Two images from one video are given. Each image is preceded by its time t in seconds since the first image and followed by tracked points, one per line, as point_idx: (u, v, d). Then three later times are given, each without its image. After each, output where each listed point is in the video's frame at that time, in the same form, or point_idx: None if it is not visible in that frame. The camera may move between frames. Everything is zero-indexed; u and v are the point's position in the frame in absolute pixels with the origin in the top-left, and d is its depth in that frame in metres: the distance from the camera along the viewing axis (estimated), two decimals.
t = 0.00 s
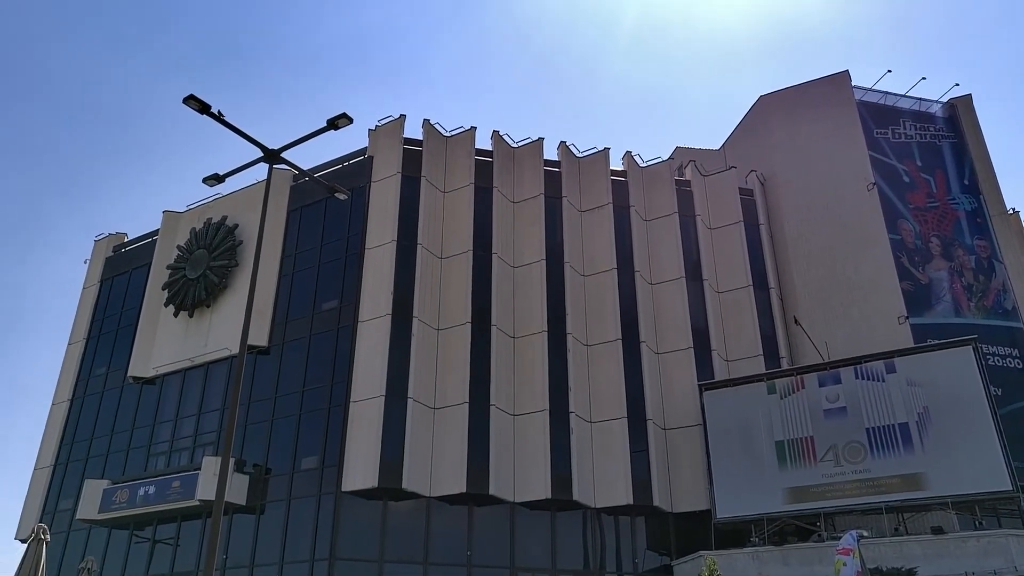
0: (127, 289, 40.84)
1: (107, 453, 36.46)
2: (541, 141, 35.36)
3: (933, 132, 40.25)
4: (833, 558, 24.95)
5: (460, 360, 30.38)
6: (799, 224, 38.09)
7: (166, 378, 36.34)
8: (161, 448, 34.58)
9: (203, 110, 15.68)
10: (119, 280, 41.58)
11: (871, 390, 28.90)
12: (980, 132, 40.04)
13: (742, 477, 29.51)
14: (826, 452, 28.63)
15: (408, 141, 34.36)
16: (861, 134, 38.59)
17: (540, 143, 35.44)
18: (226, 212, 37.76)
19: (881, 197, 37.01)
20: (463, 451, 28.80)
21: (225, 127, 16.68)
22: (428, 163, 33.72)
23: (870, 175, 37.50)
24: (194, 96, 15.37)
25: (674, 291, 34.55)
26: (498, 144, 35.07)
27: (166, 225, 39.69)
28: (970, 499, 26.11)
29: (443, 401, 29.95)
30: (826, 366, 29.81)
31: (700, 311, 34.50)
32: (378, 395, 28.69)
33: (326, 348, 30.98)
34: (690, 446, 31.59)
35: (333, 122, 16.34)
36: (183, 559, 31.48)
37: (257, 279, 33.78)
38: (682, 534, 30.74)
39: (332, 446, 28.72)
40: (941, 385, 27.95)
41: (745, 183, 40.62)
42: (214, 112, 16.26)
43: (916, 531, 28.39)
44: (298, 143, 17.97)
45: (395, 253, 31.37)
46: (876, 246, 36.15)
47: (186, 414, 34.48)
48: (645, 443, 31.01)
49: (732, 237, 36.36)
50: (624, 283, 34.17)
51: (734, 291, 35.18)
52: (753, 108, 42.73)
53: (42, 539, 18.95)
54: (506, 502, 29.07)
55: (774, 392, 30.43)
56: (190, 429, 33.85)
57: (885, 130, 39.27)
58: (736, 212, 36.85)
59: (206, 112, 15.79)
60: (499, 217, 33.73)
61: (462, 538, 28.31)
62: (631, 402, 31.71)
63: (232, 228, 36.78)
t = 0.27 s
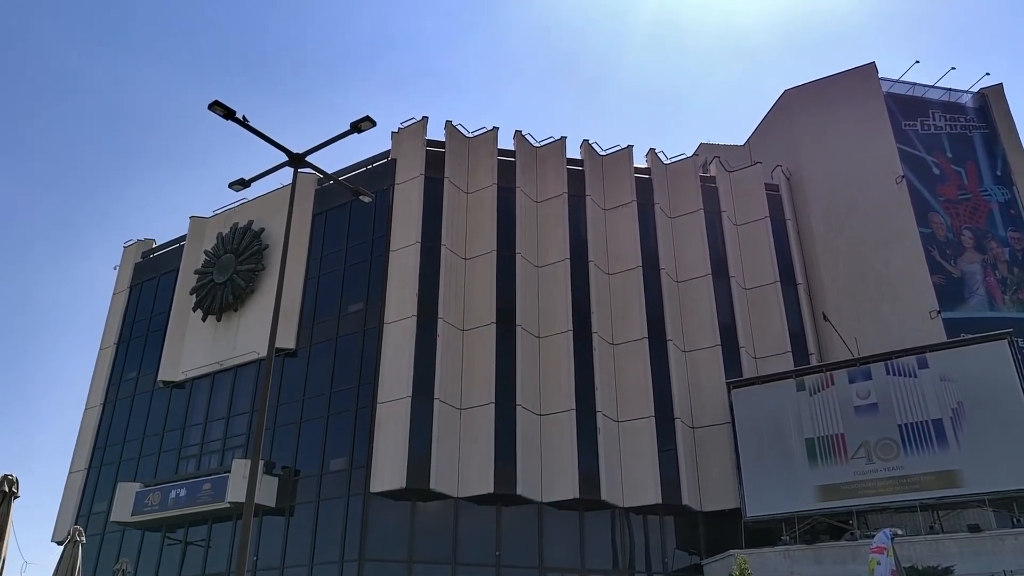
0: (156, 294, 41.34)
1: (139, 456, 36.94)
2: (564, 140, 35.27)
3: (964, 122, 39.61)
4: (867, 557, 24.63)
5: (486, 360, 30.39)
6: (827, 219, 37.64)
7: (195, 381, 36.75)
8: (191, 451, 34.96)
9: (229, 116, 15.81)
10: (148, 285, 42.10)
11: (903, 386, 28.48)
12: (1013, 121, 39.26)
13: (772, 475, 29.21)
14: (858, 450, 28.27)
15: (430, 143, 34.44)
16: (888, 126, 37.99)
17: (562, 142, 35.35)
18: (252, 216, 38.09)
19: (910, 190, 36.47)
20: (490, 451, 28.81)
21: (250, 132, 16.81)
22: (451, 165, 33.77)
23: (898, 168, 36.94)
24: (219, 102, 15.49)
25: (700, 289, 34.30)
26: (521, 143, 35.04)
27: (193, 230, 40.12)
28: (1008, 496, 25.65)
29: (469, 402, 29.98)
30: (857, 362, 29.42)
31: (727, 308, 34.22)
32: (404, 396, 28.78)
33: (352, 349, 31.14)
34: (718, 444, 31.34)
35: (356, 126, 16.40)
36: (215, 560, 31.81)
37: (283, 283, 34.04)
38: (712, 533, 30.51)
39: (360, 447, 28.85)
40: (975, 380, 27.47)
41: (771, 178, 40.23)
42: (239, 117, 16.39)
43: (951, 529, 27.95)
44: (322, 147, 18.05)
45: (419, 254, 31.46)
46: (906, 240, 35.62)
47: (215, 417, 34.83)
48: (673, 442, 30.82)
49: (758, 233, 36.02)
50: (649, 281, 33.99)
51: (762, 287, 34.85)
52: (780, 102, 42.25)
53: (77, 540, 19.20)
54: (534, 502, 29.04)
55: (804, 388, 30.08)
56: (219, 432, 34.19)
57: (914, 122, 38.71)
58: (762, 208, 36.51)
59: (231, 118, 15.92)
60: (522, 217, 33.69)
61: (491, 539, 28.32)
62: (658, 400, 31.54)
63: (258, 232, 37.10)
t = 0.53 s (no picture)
0: (180, 299, 41.71)
1: (165, 459, 37.29)
2: (583, 139, 35.13)
3: (991, 113, 39.12)
4: (898, 555, 24.25)
5: (508, 361, 30.34)
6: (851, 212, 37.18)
7: (220, 385, 37.03)
8: (217, 454, 35.23)
9: (250, 120, 15.87)
10: (172, 290, 42.48)
11: (932, 381, 28.09)
12: None
13: (799, 472, 28.90)
14: (887, 446, 27.92)
15: (449, 144, 34.45)
16: (913, 118, 37.50)
17: (582, 140, 35.21)
18: (273, 220, 38.32)
19: (936, 183, 36.01)
20: (513, 451, 28.74)
21: (271, 136, 16.86)
22: (470, 165, 33.76)
23: (924, 160, 36.48)
24: (240, 107, 15.54)
25: (724, 285, 34.04)
26: (540, 143, 34.96)
27: (216, 235, 40.43)
28: None
29: (492, 402, 29.95)
30: (884, 358, 29.04)
31: (751, 305, 33.92)
32: (427, 397, 28.80)
33: (375, 351, 31.22)
34: (744, 442, 31.07)
35: (376, 127, 16.40)
36: (242, 562, 32.02)
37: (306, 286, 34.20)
38: (739, 532, 30.25)
39: (384, 449, 28.92)
40: (1007, 374, 27.02)
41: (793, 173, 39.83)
42: (259, 121, 16.45)
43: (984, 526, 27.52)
44: (342, 150, 18.07)
45: (440, 255, 31.47)
46: (933, 233, 35.20)
47: (240, 419, 35.08)
48: (698, 440, 30.60)
49: (782, 229, 35.70)
50: (671, 278, 33.77)
51: (786, 283, 34.53)
52: (801, 95, 41.81)
53: (107, 544, 19.35)
54: (559, 502, 28.95)
55: (830, 384, 29.74)
56: (245, 434, 34.43)
57: (940, 113, 38.21)
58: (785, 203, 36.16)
59: (252, 122, 15.98)
60: (543, 216, 33.60)
61: (516, 539, 28.27)
62: (682, 399, 31.33)
63: (280, 235, 37.31)
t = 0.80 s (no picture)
0: (204, 302, 42.03)
1: (193, 461, 37.61)
2: (604, 135, 34.95)
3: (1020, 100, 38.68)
4: (931, 551, 23.88)
5: (532, 359, 30.25)
6: (876, 204, 36.66)
7: (245, 387, 37.28)
8: (243, 455, 35.48)
9: (270, 123, 15.90)
10: (196, 294, 42.83)
11: (964, 374, 27.64)
12: None
13: (828, 468, 28.56)
14: (918, 441, 27.54)
15: (470, 143, 34.41)
16: (941, 107, 36.94)
17: (602, 136, 35.03)
18: (296, 222, 38.50)
19: (966, 172, 35.44)
20: (539, 450, 28.63)
21: (291, 139, 16.89)
22: (491, 164, 33.70)
23: (953, 150, 35.89)
24: (260, 109, 15.57)
25: (749, 280, 33.71)
26: (561, 140, 34.82)
27: (239, 238, 40.70)
28: None
29: (516, 401, 29.88)
30: (914, 351, 28.62)
31: (777, 300, 33.57)
32: (451, 397, 28.80)
33: (398, 351, 31.27)
34: (771, 438, 30.77)
35: (396, 128, 16.36)
36: (270, 563, 32.20)
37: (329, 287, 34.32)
38: (768, 529, 29.97)
39: (409, 448, 28.95)
40: None
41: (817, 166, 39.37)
42: (280, 124, 16.48)
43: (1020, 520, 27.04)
44: (362, 151, 18.06)
45: (462, 255, 31.45)
46: (962, 224, 34.71)
47: (266, 421, 35.30)
48: (725, 436, 30.34)
49: (807, 222, 35.31)
50: (695, 274, 33.51)
51: (812, 277, 34.15)
52: (824, 87, 41.36)
53: (137, 545, 19.51)
54: (585, 500, 28.83)
55: (859, 379, 29.36)
56: (271, 436, 34.64)
57: (968, 101, 37.60)
58: (809, 196, 35.75)
59: (272, 125, 16.00)
60: (565, 213, 33.47)
61: (542, 537, 28.19)
62: (708, 395, 31.07)
63: (303, 237, 37.47)
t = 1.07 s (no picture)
0: (226, 303, 42.40)
1: (217, 460, 37.98)
2: (622, 131, 34.87)
3: None
4: (957, 547, 23.68)
5: (552, 356, 30.25)
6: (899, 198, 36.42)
7: (267, 386, 37.59)
8: (266, 454, 35.77)
9: (290, 124, 16.02)
10: (218, 294, 43.21)
11: (990, 369, 27.34)
12: None
13: (852, 464, 28.34)
14: (943, 436, 27.28)
15: (488, 141, 34.46)
16: (965, 99, 36.60)
17: (621, 133, 34.95)
18: (316, 223, 38.75)
19: (989, 164, 35.15)
20: (560, 448, 28.63)
21: (311, 139, 16.99)
22: (509, 162, 33.73)
23: (977, 142, 35.59)
24: (280, 111, 15.69)
25: (769, 276, 33.52)
26: (579, 137, 34.79)
27: (260, 239, 41.00)
28: None
29: (537, 399, 29.91)
30: (938, 345, 28.34)
31: (798, 295, 33.36)
32: (472, 395, 28.89)
33: (419, 350, 31.40)
34: (794, 434, 30.59)
35: (415, 127, 16.42)
36: (293, 562, 32.46)
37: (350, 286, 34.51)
38: (791, 526, 29.81)
39: (431, 446, 29.08)
40: None
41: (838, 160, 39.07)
42: (299, 125, 16.59)
43: None
44: (381, 150, 18.13)
45: (481, 253, 31.51)
46: (988, 217, 34.31)
47: (288, 420, 35.57)
48: (747, 433, 30.20)
49: (828, 216, 35.06)
50: (715, 270, 33.35)
51: (834, 272, 33.91)
52: (843, 80, 41.04)
53: (163, 544, 19.78)
54: (607, 497, 28.81)
55: (882, 374, 29.11)
56: (293, 435, 34.90)
57: (991, 92, 37.26)
58: (830, 190, 35.53)
59: (292, 125, 16.12)
60: (584, 210, 33.44)
61: (564, 535, 28.21)
62: (730, 391, 30.94)
63: (323, 237, 37.71)
